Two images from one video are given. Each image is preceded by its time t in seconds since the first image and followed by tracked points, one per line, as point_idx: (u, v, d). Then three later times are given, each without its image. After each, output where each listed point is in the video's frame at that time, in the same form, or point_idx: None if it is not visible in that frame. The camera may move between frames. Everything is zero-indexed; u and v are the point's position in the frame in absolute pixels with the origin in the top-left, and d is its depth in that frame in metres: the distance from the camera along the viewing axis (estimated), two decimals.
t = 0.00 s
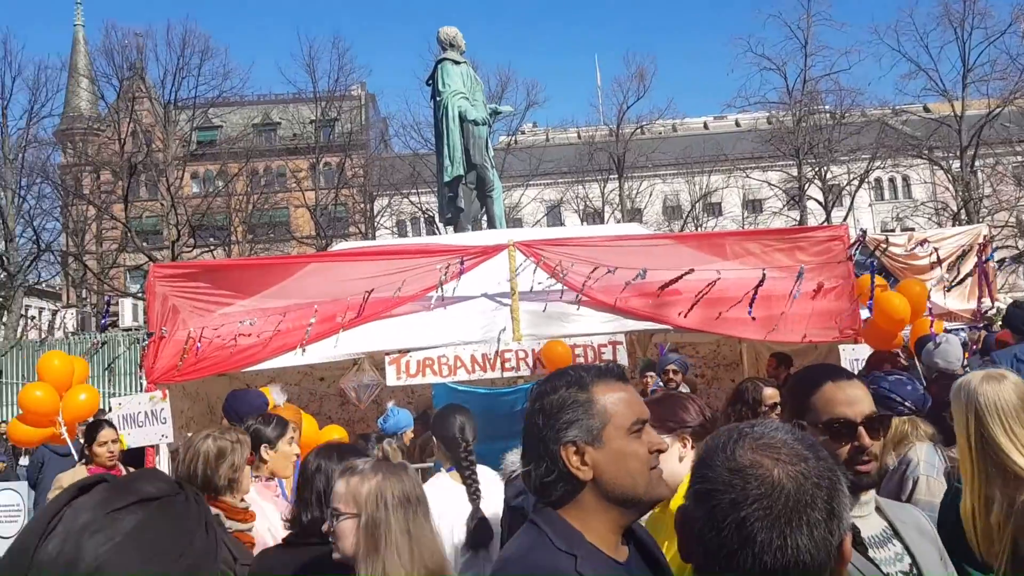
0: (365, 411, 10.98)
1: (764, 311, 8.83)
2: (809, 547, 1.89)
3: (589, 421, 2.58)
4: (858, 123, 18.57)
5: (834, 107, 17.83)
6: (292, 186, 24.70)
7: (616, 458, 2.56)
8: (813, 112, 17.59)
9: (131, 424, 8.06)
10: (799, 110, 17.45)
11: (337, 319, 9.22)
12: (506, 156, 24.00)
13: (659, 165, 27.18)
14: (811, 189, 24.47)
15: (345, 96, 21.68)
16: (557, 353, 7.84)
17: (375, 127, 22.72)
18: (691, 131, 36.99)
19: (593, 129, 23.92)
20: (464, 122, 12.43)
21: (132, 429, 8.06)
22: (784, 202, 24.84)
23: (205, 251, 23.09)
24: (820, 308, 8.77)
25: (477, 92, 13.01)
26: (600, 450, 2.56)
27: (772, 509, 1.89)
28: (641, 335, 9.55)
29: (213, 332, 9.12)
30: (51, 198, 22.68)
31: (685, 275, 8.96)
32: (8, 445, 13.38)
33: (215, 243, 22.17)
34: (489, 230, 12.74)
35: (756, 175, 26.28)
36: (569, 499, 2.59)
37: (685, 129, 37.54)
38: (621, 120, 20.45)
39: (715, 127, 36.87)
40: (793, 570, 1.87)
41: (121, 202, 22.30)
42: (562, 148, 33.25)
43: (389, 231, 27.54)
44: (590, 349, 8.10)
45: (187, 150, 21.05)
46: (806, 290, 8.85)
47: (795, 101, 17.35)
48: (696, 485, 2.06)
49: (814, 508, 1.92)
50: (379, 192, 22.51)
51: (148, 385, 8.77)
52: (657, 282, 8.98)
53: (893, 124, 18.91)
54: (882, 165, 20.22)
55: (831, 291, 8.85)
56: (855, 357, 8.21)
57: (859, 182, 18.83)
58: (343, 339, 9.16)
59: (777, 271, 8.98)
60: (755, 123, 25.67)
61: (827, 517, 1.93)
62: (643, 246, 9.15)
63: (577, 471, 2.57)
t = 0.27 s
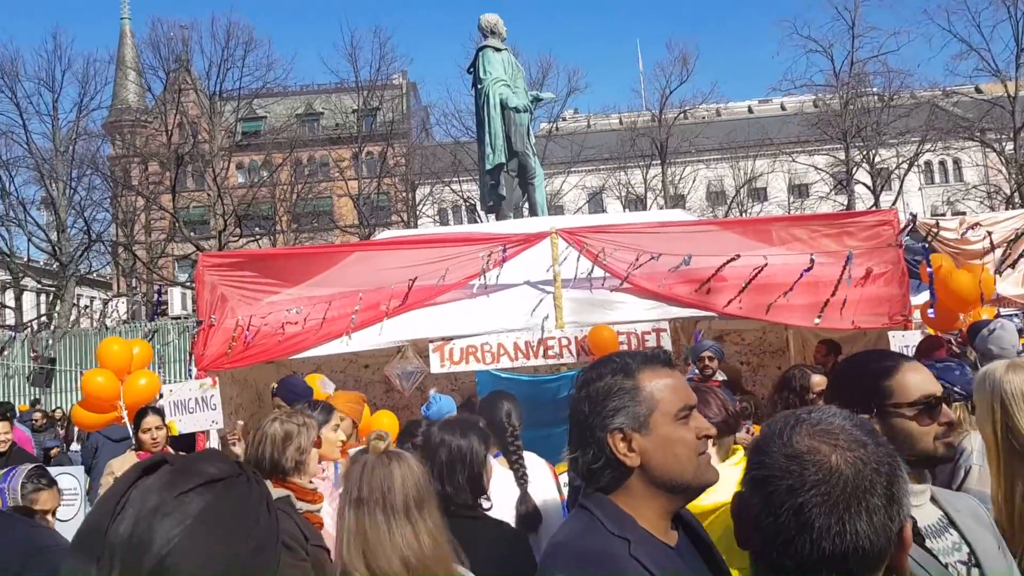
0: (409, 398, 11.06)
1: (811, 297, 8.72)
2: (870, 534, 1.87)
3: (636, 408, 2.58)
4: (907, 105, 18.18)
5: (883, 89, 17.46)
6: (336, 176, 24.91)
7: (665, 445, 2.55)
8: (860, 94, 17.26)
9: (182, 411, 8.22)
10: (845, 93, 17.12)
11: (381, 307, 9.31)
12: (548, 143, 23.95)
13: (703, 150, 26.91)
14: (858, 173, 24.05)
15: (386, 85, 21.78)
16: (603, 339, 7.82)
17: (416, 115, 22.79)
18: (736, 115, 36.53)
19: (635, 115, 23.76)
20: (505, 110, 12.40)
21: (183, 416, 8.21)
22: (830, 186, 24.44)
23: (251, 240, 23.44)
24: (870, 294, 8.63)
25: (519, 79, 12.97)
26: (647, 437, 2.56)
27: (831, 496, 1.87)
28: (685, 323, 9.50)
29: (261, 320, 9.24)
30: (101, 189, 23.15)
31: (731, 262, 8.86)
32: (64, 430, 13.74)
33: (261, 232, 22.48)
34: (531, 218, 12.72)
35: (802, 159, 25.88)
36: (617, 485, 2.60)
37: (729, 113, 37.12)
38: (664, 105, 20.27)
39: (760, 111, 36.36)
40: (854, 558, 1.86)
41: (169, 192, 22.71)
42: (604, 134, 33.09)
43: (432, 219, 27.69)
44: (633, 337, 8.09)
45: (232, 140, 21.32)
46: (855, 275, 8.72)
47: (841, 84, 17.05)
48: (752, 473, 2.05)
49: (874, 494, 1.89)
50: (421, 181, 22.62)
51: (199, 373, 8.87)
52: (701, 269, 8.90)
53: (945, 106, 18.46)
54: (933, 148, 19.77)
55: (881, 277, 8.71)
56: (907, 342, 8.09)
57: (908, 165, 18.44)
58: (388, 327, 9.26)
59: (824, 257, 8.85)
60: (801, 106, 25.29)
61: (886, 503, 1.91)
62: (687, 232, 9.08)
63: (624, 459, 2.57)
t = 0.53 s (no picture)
0: (467, 354, 11.15)
1: (878, 254, 8.51)
2: (952, 492, 1.82)
3: (701, 363, 2.55)
4: (982, 54, 17.46)
5: (956, 37, 16.79)
6: (393, 132, 25.01)
7: (730, 401, 2.52)
8: (931, 43, 16.63)
9: (248, 364, 8.43)
10: (916, 41, 16.50)
11: (439, 263, 9.36)
12: (605, 98, 23.67)
13: (765, 103, 26.30)
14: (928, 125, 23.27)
15: (442, 40, 21.67)
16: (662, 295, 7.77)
17: (473, 71, 22.64)
18: (800, 66, 35.54)
19: (695, 67, 23.29)
20: (562, 63, 12.24)
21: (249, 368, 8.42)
22: (899, 139, 23.71)
23: (311, 197, 23.75)
24: (940, 251, 8.38)
25: (576, 32, 12.75)
26: (712, 392, 2.53)
27: (911, 454, 1.83)
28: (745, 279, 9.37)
29: (322, 276, 9.37)
30: (165, 148, 23.58)
31: (795, 217, 8.68)
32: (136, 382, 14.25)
33: (320, 189, 22.75)
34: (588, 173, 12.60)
35: (869, 111, 25.12)
36: (683, 439, 2.58)
37: (793, 65, 36.16)
38: (725, 57, 19.82)
39: (825, 61, 35.31)
40: (935, 516, 1.82)
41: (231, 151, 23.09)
42: (663, 87, 32.53)
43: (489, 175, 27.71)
44: (693, 294, 8.03)
45: (291, 98, 21.49)
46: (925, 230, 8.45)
47: (912, 33, 16.43)
48: (826, 431, 2.01)
49: (956, 452, 1.85)
50: (477, 137, 22.60)
51: (263, 327, 9.08)
52: (764, 224, 8.74)
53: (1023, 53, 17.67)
54: (1008, 98, 19.00)
55: (952, 232, 8.43)
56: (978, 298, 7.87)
57: (982, 116, 17.78)
58: (447, 284, 9.31)
59: (893, 212, 8.60)
60: (869, 56, 24.46)
61: (969, 461, 1.86)
62: (750, 187, 8.90)
63: (689, 415, 2.54)
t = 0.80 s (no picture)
0: (538, 334, 11.16)
1: (966, 232, 8.15)
2: None
3: (788, 342, 2.47)
4: None
5: None
6: (463, 112, 25.09)
7: (819, 380, 2.44)
8: None
9: (324, 340, 8.57)
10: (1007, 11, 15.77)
11: (511, 243, 9.32)
12: (678, 75, 23.30)
13: (844, 77, 25.54)
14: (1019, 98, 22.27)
15: (513, 19, 21.59)
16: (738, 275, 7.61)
17: (543, 49, 22.44)
18: (881, 39, 34.36)
19: (771, 41, 22.72)
20: (635, 40, 12.03)
21: (325, 345, 8.55)
22: (987, 113, 22.76)
23: (382, 178, 24.03)
24: None
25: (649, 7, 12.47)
26: (800, 372, 2.45)
27: None
28: (823, 258, 9.13)
29: (395, 256, 9.46)
30: (241, 129, 24.05)
31: (877, 195, 8.41)
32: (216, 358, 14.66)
33: (392, 169, 22.98)
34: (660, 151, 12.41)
35: (955, 84, 24.17)
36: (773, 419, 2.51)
37: (874, 37, 35.00)
38: (802, 30, 19.28)
39: (909, 33, 34.04)
40: None
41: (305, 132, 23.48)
42: (737, 62, 31.86)
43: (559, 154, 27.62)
44: (769, 274, 7.87)
45: (363, 79, 21.69)
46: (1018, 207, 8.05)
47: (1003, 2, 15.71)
48: (935, 412, 1.92)
49: None
50: (547, 116, 22.51)
51: (340, 305, 9.18)
52: (845, 201, 8.49)
53: None
54: None
55: None
56: None
57: None
58: (519, 263, 9.28)
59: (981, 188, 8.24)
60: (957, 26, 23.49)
61: None
62: (830, 164, 8.67)
63: (777, 395, 2.47)
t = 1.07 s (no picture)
0: (618, 316, 11.05)
1: None
2: None
3: (896, 324, 2.26)
4: None
5: None
6: (542, 93, 25.01)
7: (927, 364, 2.25)
8: None
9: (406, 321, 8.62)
10: None
11: (592, 224, 9.23)
12: (763, 52, 22.72)
13: (940, 52, 24.50)
14: None
15: None
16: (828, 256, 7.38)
17: (623, 28, 22.13)
18: (981, 11, 32.81)
19: (861, 16, 21.93)
20: (720, 16, 11.75)
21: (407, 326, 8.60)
22: None
23: (462, 160, 24.16)
24: None
25: None
26: (908, 354, 2.25)
27: None
28: (917, 241, 8.77)
29: (475, 237, 9.48)
30: (325, 113, 24.48)
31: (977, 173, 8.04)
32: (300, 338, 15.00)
33: (471, 152, 23.08)
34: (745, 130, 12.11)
35: None
36: (875, 403, 2.32)
37: (973, 9, 33.45)
38: (896, 3, 18.54)
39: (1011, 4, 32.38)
40: None
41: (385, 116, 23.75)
42: (825, 38, 30.88)
43: (639, 135, 27.32)
44: (860, 255, 7.63)
45: (443, 62, 21.79)
46: None
47: None
48: None
49: None
50: (628, 96, 22.25)
51: (421, 286, 9.32)
52: (942, 179, 8.15)
53: None
54: None
55: None
56: None
57: None
58: (599, 244, 9.17)
59: None
60: None
61: None
62: (926, 141, 8.34)
63: (882, 378, 2.28)
